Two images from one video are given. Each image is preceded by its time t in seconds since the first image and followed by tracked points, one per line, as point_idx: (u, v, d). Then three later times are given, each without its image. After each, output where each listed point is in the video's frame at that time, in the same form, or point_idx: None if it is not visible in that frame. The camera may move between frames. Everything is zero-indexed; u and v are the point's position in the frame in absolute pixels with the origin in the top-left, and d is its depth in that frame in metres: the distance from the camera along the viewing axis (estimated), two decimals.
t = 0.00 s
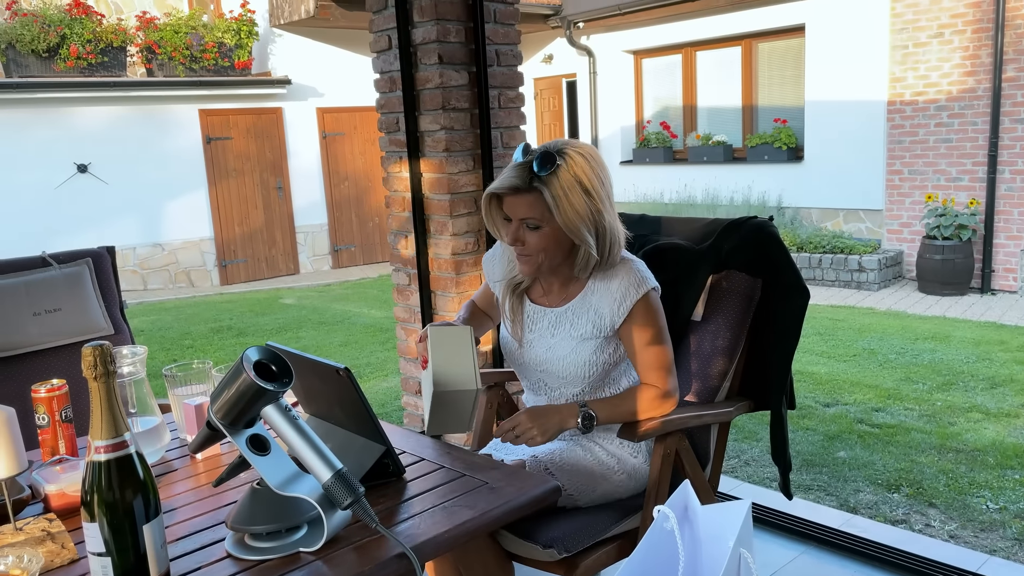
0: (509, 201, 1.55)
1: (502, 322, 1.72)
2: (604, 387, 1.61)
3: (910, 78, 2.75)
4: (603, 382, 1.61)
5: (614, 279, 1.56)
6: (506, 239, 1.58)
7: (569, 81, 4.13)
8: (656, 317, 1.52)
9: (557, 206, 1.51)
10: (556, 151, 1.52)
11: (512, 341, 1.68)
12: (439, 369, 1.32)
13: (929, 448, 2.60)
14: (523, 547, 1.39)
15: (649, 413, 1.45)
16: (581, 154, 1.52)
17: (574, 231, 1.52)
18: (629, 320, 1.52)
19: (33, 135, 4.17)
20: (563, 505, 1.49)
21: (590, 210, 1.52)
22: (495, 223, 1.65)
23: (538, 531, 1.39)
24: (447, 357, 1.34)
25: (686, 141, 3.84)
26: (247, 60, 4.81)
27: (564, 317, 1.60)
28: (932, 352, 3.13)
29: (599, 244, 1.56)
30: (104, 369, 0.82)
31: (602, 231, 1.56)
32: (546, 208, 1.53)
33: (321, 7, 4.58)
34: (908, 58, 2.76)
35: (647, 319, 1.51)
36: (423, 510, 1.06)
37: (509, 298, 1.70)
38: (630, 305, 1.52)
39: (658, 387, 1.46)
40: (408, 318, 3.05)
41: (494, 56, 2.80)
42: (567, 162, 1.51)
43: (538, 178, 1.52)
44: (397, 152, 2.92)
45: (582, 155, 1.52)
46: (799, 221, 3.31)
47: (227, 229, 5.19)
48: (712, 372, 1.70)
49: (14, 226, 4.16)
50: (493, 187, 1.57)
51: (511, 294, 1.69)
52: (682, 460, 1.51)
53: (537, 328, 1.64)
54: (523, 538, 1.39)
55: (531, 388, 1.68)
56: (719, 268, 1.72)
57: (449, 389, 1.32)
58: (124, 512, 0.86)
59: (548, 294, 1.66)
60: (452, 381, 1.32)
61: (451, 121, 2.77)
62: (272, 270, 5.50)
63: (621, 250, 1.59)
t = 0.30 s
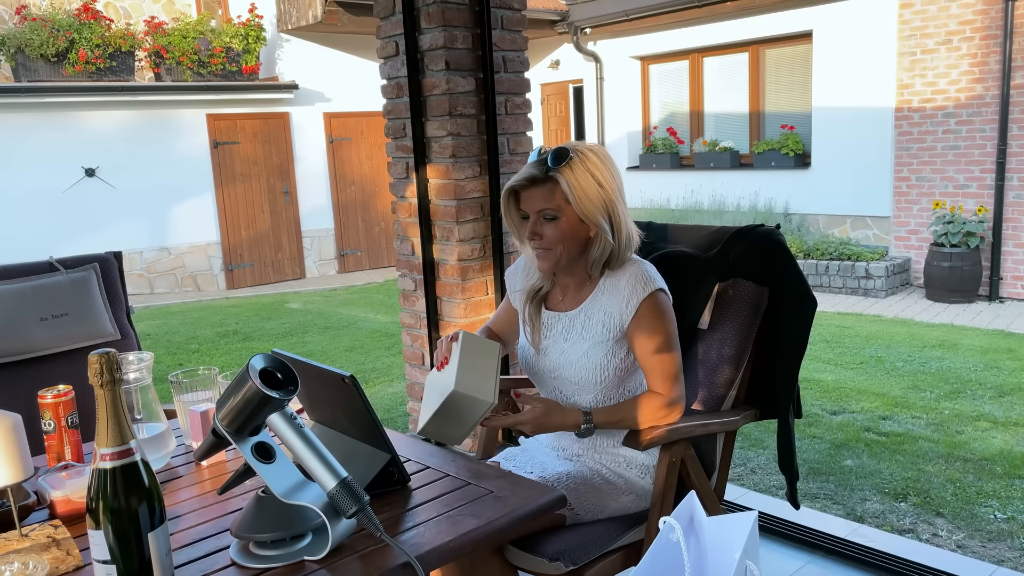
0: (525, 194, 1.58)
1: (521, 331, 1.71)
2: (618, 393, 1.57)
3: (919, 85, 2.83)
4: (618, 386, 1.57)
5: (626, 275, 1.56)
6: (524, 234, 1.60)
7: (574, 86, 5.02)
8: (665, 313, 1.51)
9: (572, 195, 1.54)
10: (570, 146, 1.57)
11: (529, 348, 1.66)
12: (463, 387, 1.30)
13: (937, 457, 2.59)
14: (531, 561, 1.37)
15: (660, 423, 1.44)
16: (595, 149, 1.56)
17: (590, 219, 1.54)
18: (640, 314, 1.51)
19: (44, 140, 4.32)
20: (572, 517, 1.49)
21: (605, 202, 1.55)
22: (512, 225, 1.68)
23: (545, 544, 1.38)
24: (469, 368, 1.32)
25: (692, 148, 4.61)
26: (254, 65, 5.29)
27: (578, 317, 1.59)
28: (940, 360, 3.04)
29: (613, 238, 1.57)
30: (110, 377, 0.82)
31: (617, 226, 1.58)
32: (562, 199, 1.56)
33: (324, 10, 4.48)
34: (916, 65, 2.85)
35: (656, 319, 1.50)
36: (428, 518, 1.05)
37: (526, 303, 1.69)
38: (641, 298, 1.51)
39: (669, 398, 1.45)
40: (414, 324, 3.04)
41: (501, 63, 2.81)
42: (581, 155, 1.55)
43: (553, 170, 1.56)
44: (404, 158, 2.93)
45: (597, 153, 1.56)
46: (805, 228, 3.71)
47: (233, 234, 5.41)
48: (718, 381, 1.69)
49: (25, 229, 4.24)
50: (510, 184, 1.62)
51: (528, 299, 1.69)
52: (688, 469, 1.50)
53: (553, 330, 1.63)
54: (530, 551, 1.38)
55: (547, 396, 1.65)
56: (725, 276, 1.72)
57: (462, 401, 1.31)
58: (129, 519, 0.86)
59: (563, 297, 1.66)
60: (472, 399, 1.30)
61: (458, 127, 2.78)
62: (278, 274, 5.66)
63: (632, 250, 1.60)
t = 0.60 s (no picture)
0: (528, 192, 1.58)
1: (526, 327, 1.71)
2: (619, 385, 1.55)
3: (924, 88, 2.84)
4: (617, 379, 1.55)
5: (625, 267, 1.56)
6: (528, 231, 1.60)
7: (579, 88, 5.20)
8: (664, 306, 1.50)
9: (575, 191, 1.53)
10: (572, 142, 1.56)
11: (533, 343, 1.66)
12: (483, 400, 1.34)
13: (941, 461, 2.59)
14: (530, 562, 1.36)
15: (649, 421, 1.45)
16: (596, 144, 1.56)
17: (593, 215, 1.54)
18: (638, 306, 1.50)
19: (50, 140, 4.38)
20: (574, 519, 1.50)
21: (607, 196, 1.54)
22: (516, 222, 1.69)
23: (546, 545, 1.38)
24: (497, 382, 1.38)
25: (696, 149, 4.66)
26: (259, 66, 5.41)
27: (580, 310, 1.59)
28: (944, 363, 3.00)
29: (616, 232, 1.57)
30: (115, 378, 0.82)
31: (620, 220, 1.57)
32: (566, 196, 1.55)
33: (333, 13, 5.38)
34: (922, 68, 2.84)
35: (655, 315, 1.48)
36: (431, 521, 1.05)
37: (531, 298, 1.69)
38: (640, 290, 1.50)
39: (661, 401, 1.44)
40: (418, 326, 3.04)
41: (505, 65, 2.81)
42: (582, 151, 1.55)
43: (556, 168, 1.55)
44: (408, 160, 2.93)
45: (598, 148, 1.56)
46: (810, 231, 3.73)
47: (238, 235, 5.37)
48: (722, 384, 1.69)
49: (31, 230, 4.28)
50: (513, 182, 1.62)
51: (533, 293, 1.69)
52: (691, 471, 1.50)
53: (556, 324, 1.63)
54: (530, 552, 1.37)
55: (547, 391, 1.64)
56: (730, 279, 1.71)
57: (473, 408, 1.34)
58: (133, 520, 0.86)
59: (567, 290, 1.66)
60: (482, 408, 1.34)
61: (463, 129, 2.78)
62: (282, 275, 5.71)
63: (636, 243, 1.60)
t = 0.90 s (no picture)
0: (525, 194, 1.58)
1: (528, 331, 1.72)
2: (619, 382, 1.54)
3: (928, 87, 2.79)
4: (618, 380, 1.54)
5: (622, 263, 1.55)
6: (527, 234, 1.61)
7: (580, 86, 5.16)
8: (661, 301, 1.49)
9: (572, 192, 1.54)
10: (567, 143, 1.57)
11: (534, 346, 1.66)
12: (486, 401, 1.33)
13: (942, 459, 2.59)
14: (532, 559, 1.37)
15: (644, 421, 1.45)
16: (591, 145, 1.56)
17: (591, 215, 1.54)
18: (633, 301, 1.49)
19: (56, 136, 4.39)
20: (578, 518, 1.50)
21: (604, 197, 1.55)
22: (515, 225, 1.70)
23: (548, 542, 1.39)
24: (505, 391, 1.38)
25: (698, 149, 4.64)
26: (261, 63, 5.38)
27: (579, 309, 1.59)
28: (946, 362, 3.03)
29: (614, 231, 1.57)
30: (120, 374, 0.83)
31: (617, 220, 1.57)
32: (562, 197, 1.56)
33: (335, 12, 5.30)
34: (925, 67, 2.82)
35: (651, 310, 1.47)
36: (435, 517, 1.06)
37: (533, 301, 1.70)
38: (636, 285, 1.50)
39: (657, 399, 1.44)
40: (420, 323, 3.05)
41: (508, 63, 2.81)
42: (577, 151, 1.55)
43: (552, 169, 1.56)
44: (411, 158, 2.94)
45: (593, 148, 1.56)
46: (812, 230, 3.69)
47: (240, 232, 5.41)
48: (724, 381, 1.69)
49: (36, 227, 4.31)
50: (510, 185, 1.62)
51: (534, 296, 1.70)
52: (693, 469, 1.50)
53: (557, 325, 1.63)
54: (532, 548, 1.38)
55: (552, 393, 1.64)
56: (732, 277, 1.72)
57: (474, 406, 1.34)
58: (138, 516, 0.86)
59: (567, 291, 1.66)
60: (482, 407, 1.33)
61: (466, 127, 2.78)
62: (285, 272, 5.72)
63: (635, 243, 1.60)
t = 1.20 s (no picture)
0: (514, 202, 1.57)
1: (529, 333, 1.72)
2: (621, 387, 1.53)
3: (929, 84, 2.77)
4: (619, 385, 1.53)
5: (620, 266, 1.54)
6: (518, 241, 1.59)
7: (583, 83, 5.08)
8: (660, 302, 1.47)
9: (559, 199, 1.51)
10: (554, 149, 1.54)
11: (535, 350, 1.67)
12: (481, 385, 1.32)
13: (943, 456, 2.59)
14: (533, 556, 1.37)
15: (638, 429, 1.41)
16: (579, 148, 1.53)
17: (580, 223, 1.51)
18: (631, 304, 1.47)
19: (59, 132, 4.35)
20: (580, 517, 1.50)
21: (593, 202, 1.51)
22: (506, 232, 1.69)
23: (549, 539, 1.39)
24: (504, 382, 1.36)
25: (700, 145, 4.69)
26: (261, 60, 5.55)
27: (579, 313, 1.59)
28: (947, 359, 3.03)
29: (606, 235, 1.55)
30: (121, 371, 0.83)
31: (609, 224, 1.55)
32: (551, 204, 1.53)
33: (336, 9, 5.71)
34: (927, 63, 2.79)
35: (650, 311, 1.46)
36: (435, 514, 1.06)
37: (532, 306, 1.70)
38: (635, 288, 1.48)
39: (654, 401, 1.40)
40: (422, 320, 3.06)
41: (509, 60, 2.81)
42: (564, 157, 1.52)
43: (539, 176, 1.53)
44: (413, 155, 2.93)
45: (580, 152, 1.53)
46: (814, 227, 3.64)
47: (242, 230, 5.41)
48: (725, 378, 1.70)
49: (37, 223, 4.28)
50: (499, 192, 1.60)
51: (534, 300, 1.70)
52: (693, 465, 1.50)
53: (557, 329, 1.63)
54: (532, 544, 1.38)
55: (554, 398, 1.64)
56: (733, 274, 1.71)
57: (469, 390, 1.34)
58: (139, 511, 0.86)
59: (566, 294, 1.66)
60: (477, 392, 1.32)
61: (467, 124, 2.78)
62: (286, 269, 5.69)
63: (630, 245, 1.57)
